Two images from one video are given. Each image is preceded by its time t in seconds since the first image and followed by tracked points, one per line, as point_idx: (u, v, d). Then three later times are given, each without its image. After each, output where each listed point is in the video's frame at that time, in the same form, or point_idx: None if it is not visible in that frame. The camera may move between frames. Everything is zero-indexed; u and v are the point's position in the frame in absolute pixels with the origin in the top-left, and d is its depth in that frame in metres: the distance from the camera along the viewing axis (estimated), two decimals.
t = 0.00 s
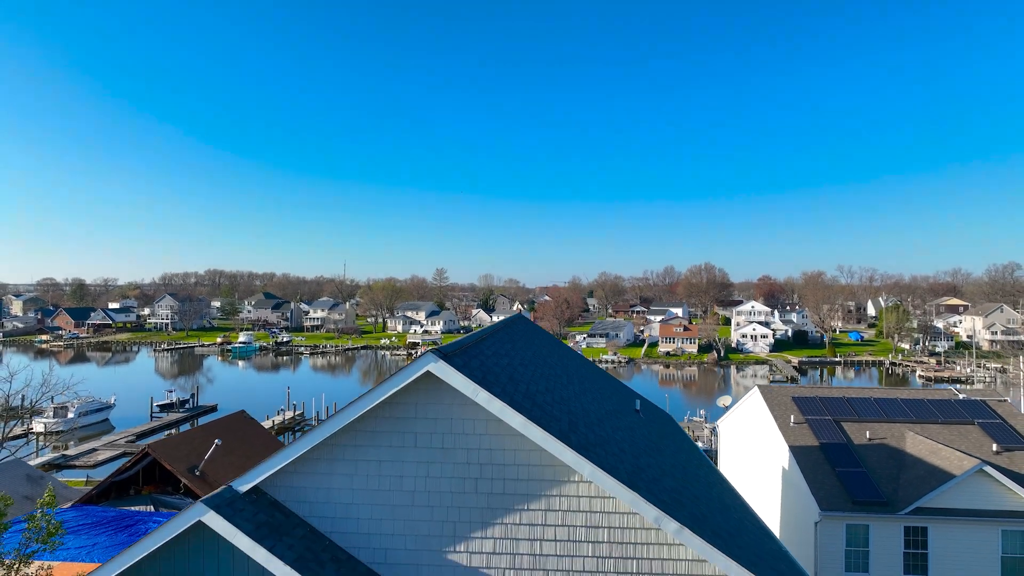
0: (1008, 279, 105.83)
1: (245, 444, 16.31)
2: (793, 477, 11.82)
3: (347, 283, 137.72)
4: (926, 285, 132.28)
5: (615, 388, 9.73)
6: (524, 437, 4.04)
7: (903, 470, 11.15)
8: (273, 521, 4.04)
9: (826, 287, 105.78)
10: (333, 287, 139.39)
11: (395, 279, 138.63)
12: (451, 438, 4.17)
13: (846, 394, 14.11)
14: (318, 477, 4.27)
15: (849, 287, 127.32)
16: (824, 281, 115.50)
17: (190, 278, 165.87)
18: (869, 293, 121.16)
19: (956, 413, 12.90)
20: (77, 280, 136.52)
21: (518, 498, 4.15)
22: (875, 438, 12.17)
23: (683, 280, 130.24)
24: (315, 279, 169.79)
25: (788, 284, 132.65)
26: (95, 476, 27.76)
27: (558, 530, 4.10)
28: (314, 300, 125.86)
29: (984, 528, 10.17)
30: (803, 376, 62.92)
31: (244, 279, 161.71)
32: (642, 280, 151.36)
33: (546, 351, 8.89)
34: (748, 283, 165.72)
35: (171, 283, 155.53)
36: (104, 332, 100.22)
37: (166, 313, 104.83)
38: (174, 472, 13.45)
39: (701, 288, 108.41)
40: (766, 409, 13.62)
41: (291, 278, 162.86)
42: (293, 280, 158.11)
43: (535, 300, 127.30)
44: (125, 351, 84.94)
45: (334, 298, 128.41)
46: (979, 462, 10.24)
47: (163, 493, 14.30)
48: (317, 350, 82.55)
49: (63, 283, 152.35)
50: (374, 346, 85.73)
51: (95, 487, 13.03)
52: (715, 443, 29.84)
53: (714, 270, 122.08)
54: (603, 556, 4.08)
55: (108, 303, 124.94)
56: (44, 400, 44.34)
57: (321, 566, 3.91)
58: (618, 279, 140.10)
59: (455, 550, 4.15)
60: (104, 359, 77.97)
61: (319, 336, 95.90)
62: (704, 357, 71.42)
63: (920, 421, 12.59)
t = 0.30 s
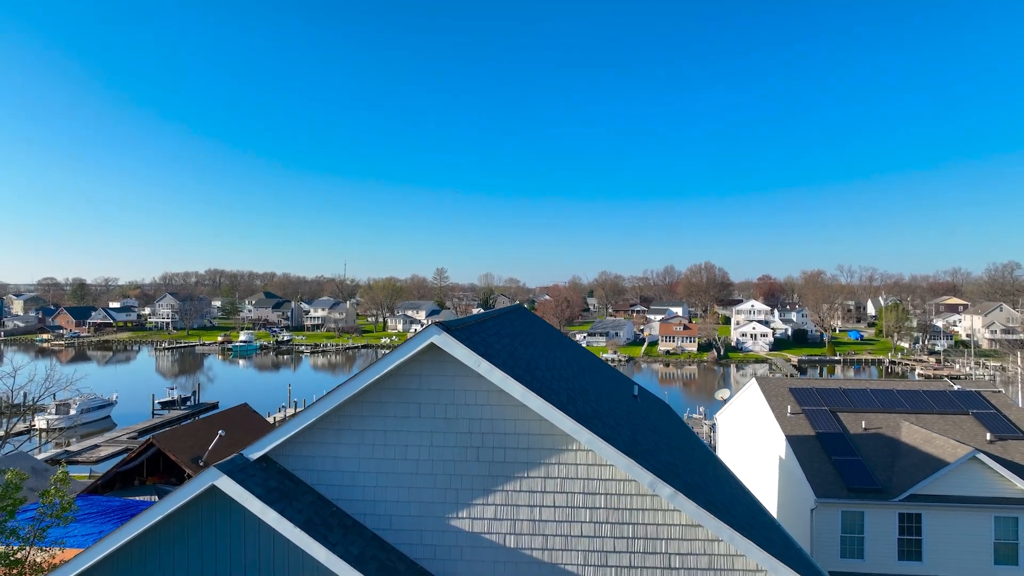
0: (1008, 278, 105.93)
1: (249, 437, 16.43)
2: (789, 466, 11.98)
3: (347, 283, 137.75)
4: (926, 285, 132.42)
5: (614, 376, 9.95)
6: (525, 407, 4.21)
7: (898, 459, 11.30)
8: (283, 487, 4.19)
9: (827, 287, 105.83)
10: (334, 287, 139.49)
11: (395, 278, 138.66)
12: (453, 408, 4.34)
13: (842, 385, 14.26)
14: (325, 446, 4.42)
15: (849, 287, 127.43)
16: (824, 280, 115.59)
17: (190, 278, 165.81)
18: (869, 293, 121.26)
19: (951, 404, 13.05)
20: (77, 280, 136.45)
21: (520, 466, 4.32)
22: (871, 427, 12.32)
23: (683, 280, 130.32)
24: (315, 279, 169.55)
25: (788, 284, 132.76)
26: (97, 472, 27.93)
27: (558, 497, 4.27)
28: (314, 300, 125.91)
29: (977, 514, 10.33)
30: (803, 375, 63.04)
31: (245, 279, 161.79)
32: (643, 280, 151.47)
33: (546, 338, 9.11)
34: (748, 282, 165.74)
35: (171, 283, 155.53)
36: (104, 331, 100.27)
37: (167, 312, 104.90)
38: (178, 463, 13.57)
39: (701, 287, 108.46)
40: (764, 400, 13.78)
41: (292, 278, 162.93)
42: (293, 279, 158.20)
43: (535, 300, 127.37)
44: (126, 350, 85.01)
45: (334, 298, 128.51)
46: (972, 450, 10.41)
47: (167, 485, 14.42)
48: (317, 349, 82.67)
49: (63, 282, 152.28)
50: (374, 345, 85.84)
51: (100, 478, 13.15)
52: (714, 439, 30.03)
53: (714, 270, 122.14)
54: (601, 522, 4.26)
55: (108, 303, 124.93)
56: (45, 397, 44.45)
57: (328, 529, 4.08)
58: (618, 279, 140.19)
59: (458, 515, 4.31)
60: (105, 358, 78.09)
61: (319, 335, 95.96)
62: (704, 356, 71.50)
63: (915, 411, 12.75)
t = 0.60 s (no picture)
0: (1007, 277, 106.17)
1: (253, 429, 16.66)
2: (785, 454, 12.17)
3: (347, 283, 137.79)
4: (925, 285, 132.70)
5: (612, 364, 10.13)
6: (525, 379, 4.37)
7: (893, 447, 11.46)
8: (291, 457, 4.35)
9: (826, 286, 105.94)
10: (334, 287, 139.67)
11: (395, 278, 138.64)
12: (454, 379, 4.51)
13: (838, 377, 14.44)
14: (332, 419, 4.59)
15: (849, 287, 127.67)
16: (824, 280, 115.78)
17: (190, 278, 165.63)
18: (869, 293, 121.47)
19: (946, 394, 13.22)
20: (78, 279, 136.21)
21: (520, 435, 4.49)
22: (867, 417, 12.50)
23: (682, 279, 130.51)
24: (315, 279, 169.50)
25: (787, 284, 132.98)
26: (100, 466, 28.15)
27: (556, 466, 4.43)
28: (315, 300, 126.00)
29: (970, 501, 10.49)
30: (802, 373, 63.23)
31: (245, 279, 161.83)
32: (643, 279, 151.69)
33: (545, 327, 9.36)
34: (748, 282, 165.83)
35: (171, 283, 155.41)
36: (105, 330, 100.33)
37: (168, 311, 104.95)
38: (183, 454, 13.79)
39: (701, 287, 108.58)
40: (761, 391, 13.96)
41: (292, 278, 162.98)
42: (294, 279, 158.26)
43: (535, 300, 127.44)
44: (126, 349, 85.12)
45: (335, 297, 128.67)
46: (967, 438, 10.55)
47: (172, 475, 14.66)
48: (318, 348, 82.84)
49: (63, 282, 152.09)
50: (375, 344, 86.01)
51: (105, 468, 13.38)
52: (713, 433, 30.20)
53: (714, 270, 122.25)
54: (598, 492, 4.41)
55: (109, 302, 124.84)
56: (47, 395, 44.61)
57: (337, 495, 4.25)
58: (618, 278, 140.38)
59: (460, 484, 4.49)
60: (106, 357, 78.25)
61: (320, 334, 96.08)
62: (704, 355, 71.61)
63: (910, 402, 12.90)
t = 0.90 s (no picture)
0: (1008, 276, 106.23)
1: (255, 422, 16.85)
2: (781, 444, 12.35)
3: (348, 282, 137.93)
4: (925, 284, 132.75)
5: (612, 352, 10.30)
6: (526, 354, 4.54)
7: (887, 436, 11.64)
8: (299, 427, 4.52)
9: (826, 285, 106.02)
10: (335, 286, 139.77)
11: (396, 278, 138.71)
12: (455, 354, 4.68)
13: (835, 369, 14.61)
14: (338, 392, 4.75)
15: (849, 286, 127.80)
16: (824, 279, 115.89)
17: (191, 277, 165.59)
18: (869, 292, 121.59)
19: (941, 385, 13.39)
20: (78, 279, 136.25)
21: (520, 408, 4.65)
22: (862, 407, 12.67)
23: (683, 279, 130.60)
24: (316, 278, 169.67)
25: (788, 283, 133.11)
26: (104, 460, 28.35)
27: (556, 437, 4.60)
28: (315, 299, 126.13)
29: (963, 488, 10.65)
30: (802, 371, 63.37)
31: (246, 278, 161.88)
32: (643, 278, 151.70)
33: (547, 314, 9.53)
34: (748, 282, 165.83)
35: (172, 283, 155.43)
36: (107, 329, 100.47)
37: (169, 310, 105.07)
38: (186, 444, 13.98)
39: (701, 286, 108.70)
40: (758, 383, 14.13)
41: (293, 277, 163.04)
42: (295, 278, 158.33)
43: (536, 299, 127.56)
44: (127, 348, 85.27)
45: (336, 296, 128.85)
46: (959, 426, 10.72)
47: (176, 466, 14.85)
48: (318, 347, 82.96)
49: (64, 282, 152.09)
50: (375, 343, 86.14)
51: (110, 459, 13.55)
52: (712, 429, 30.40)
53: (714, 269, 122.33)
54: (593, 461, 4.58)
55: (110, 302, 124.89)
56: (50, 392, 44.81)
57: (343, 464, 4.43)
58: (619, 278, 140.50)
59: (462, 455, 4.65)
60: (107, 356, 78.40)
61: (321, 333, 96.19)
62: (704, 353, 71.76)
63: (905, 393, 13.06)
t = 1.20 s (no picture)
0: (1007, 275, 106.39)
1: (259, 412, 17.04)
2: (777, 433, 12.53)
3: (348, 282, 138.08)
4: (925, 284, 132.86)
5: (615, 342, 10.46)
6: (525, 330, 4.72)
7: (882, 426, 11.82)
8: (306, 401, 4.70)
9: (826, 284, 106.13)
10: (335, 286, 139.91)
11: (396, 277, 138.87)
12: (455, 331, 4.85)
13: (831, 361, 14.81)
14: (344, 367, 4.94)
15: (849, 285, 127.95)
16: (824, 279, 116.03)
17: (191, 277, 165.54)
18: (869, 291, 121.71)
19: (934, 376, 13.60)
20: (79, 278, 136.30)
21: (518, 383, 4.86)
22: (857, 398, 12.86)
23: (683, 279, 130.76)
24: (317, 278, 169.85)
25: (788, 282, 133.24)
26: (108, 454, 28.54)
27: (554, 410, 4.78)
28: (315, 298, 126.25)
29: (955, 476, 10.82)
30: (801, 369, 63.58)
31: (247, 277, 161.96)
32: (643, 277, 151.81)
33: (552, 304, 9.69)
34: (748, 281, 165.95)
35: (173, 282, 155.49)
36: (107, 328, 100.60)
37: (169, 309, 105.15)
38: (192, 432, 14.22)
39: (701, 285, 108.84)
40: (755, 374, 14.33)
41: (294, 276, 163.12)
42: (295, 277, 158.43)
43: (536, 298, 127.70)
44: (128, 347, 85.43)
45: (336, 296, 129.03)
46: (952, 415, 10.91)
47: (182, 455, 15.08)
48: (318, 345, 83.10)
49: (64, 281, 152.09)
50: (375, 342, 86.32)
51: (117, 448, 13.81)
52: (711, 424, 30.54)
53: (714, 268, 122.35)
54: (590, 434, 4.76)
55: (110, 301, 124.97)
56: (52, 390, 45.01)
57: (349, 435, 4.61)
58: (619, 277, 140.70)
59: (462, 428, 4.83)
60: (108, 354, 78.57)
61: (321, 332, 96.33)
62: (704, 352, 71.96)
63: (900, 383, 13.25)
